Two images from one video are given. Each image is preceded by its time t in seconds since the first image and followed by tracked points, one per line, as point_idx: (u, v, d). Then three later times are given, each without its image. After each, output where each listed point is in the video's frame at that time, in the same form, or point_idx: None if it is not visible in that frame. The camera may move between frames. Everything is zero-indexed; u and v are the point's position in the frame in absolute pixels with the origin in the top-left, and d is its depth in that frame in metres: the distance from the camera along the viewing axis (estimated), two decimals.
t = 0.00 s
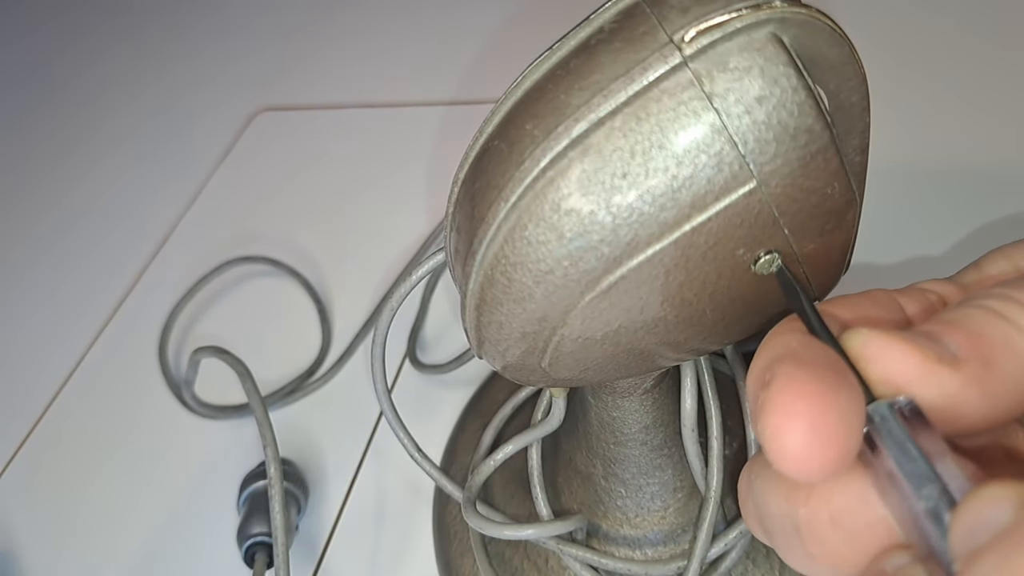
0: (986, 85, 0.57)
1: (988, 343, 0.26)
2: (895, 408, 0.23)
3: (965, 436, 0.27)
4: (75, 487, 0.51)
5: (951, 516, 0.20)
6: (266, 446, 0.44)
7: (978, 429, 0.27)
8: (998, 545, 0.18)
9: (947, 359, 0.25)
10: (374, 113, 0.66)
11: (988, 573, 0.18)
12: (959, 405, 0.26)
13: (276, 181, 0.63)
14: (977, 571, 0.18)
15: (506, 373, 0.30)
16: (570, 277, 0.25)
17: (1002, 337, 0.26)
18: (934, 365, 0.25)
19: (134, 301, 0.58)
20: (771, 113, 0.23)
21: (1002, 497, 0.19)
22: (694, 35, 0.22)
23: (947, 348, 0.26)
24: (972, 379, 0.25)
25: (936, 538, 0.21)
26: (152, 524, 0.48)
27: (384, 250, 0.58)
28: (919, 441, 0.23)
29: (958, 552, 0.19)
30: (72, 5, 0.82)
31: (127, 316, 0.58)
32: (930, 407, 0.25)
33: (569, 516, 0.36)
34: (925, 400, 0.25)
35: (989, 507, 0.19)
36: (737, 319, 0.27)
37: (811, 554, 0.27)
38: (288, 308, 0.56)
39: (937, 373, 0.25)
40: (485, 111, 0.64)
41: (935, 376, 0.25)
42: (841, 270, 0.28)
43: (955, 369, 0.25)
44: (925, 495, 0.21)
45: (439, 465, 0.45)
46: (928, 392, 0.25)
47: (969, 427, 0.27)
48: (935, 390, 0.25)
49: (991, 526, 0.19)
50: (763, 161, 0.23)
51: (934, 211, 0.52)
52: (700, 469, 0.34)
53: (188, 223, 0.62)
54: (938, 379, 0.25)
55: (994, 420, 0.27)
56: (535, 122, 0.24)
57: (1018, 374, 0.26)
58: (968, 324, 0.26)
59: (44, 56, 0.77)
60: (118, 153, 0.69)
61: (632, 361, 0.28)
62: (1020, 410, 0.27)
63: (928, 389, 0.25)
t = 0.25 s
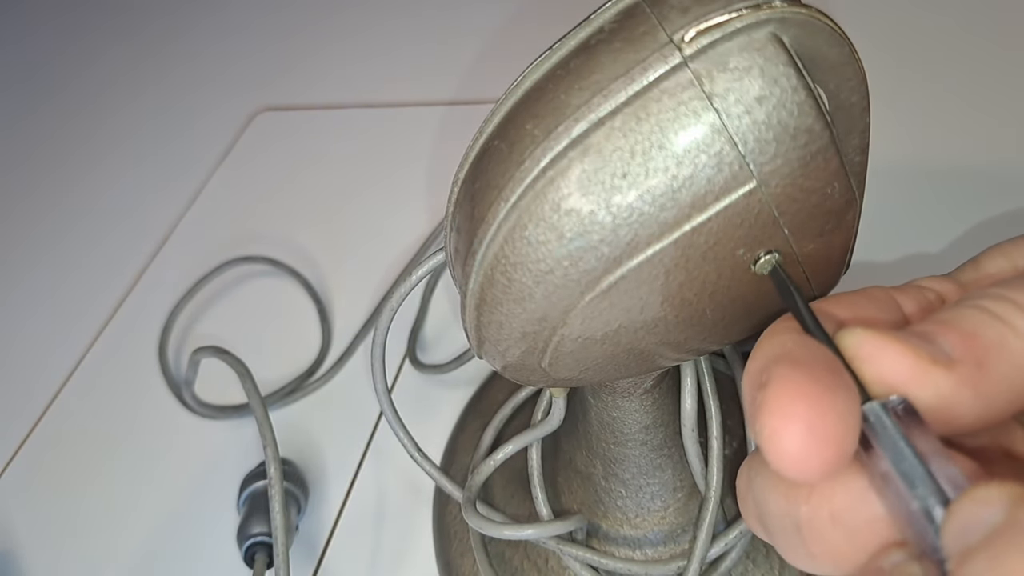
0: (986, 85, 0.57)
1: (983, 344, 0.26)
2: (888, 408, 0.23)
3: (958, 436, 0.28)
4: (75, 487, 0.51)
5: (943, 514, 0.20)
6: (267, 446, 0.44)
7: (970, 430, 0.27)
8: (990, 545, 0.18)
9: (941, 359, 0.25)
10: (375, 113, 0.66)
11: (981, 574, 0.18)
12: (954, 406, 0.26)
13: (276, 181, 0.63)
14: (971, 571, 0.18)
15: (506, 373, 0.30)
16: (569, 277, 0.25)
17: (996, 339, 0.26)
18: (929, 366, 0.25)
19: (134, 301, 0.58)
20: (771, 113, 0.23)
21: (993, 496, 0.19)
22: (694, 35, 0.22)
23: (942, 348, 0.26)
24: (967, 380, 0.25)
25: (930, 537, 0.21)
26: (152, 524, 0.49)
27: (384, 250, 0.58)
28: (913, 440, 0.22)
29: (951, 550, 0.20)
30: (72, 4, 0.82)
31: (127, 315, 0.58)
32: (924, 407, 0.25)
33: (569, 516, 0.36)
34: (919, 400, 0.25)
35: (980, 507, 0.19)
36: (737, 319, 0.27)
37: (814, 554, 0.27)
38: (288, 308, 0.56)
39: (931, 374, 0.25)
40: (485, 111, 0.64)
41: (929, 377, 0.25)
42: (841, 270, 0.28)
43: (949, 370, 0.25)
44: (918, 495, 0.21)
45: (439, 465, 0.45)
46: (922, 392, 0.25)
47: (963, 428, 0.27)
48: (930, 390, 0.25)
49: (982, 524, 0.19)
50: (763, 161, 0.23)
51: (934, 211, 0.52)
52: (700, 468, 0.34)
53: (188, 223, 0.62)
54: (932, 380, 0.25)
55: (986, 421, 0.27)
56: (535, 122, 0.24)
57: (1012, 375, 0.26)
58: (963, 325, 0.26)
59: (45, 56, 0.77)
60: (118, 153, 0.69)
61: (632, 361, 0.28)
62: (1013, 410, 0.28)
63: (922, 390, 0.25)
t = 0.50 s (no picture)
0: (986, 85, 0.57)
1: (974, 345, 0.26)
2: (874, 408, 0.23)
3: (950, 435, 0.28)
4: (75, 488, 0.51)
5: (914, 509, 0.21)
6: (267, 446, 0.44)
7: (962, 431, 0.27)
8: (961, 544, 0.19)
9: (931, 360, 0.25)
10: (375, 113, 0.67)
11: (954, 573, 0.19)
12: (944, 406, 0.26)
13: (276, 180, 0.63)
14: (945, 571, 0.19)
15: (506, 372, 0.30)
16: (569, 277, 0.25)
17: (986, 338, 0.26)
18: (917, 366, 0.25)
19: (134, 300, 0.58)
20: (770, 112, 0.23)
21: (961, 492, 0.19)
22: (693, 35, 0.22)
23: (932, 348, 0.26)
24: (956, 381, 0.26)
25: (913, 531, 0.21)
26: (152, 524, 0.49)
27: (384, 250, 0.58)
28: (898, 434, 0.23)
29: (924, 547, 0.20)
30: (72, 4, 0.82)
31: (127, 315, 0.58)
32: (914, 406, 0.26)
33: (568, 515, 0.36)
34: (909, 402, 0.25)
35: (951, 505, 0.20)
36: (736, 319, 0.27)
37: (805, 550, 0.27)
38: (288, 307, 0.56)
39: (920, 374, 0.25)
40: (485, 111, 0.64)
41: (917, 377, 0.25)
42: (840, 269, 0.28)
43: (938, 371, 0.25)
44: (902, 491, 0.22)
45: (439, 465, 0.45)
46: (910, 392, 0.25)
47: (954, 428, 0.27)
48: (920, 390, 0.25)
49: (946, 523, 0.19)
50: (762, 161, 0.23)
51: (934, 211, 0.52)
52: (700, 468, 0.34)
53: (188, 223, 0.62)
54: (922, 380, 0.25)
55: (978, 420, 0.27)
56: (534, 121, 0.24)
57: (1001, 374, 0.27)
58: (953, 326, 0.27)
59: (45, 56, 0.78)
60: (118, 152, 0.69)
61: (632, 360, 0.28)
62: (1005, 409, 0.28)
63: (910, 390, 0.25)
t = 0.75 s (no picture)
0: (982, 85, 0.58)
1: (964, 314, 0.29)
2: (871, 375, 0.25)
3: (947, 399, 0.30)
4: (76, 488, 0.51)
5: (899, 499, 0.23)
6: (265, 446, 0.44)
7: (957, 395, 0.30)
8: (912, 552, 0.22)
9: (925, 324, 0.28)
10: (374, 113, 0.67)
11: None
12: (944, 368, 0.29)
13: (276, 181, 0.64)
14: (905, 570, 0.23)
15: (495, 364, 0.30)
16: (554, 267, 0.25)
17: (975, 306, 0.30)
18: (913, 330, 0.28)
19: (134, 301, 0.59)
20: (749, 106, 0.23)
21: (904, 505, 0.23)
22: (674, 29, 0.23)
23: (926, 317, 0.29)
24: (950, 343, 0.29)
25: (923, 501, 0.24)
26: (152, 523, 0.49)
27: (382, 250, 0.58)
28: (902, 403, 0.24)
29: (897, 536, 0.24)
30: (71, 4, 0.82)
31: (127, 315, 0.58)
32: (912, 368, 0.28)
33: (558, 507, 0.36)
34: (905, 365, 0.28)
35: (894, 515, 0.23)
36: (720, 309, 0.27)
37: (766, 509, 0.30)
38: (287, 307, 0.57)
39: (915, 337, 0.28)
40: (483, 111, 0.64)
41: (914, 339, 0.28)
42: (822, 261, 0.28)
43: (931, 333, 0.28)
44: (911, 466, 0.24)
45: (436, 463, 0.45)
46: (909, 353, 0.28)
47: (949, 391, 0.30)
48: (916, 352, 0.28)
49: (896, 531, 0.23)
50: (742, 153, 0.23)
51: (927, 212, 0.52)
52: (688, 459, 0.34)
53: (188, 224, 0.63)
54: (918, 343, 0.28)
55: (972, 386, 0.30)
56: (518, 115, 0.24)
57: (993, 340, 0.30)
58: (941, 299, 0.30)
59: (45, 56, 0.78)
60: (118, 153, 0.69)
61: (618, 352, 0.28)
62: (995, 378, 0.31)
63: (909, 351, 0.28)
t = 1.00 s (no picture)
0: (984, 85, 0.57)
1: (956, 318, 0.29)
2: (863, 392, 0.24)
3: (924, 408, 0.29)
4: (75, 488, 0.51)
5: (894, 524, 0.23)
6: (264, 446, 0.44)
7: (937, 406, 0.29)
8: None
9: (917, 326, 0.27)
10: (374, 113, 0.67)
11: None
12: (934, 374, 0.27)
13: (275, 181, 0.64)
14: None
15: (495, 364, 0.30)
16: (555, 267, 0.25)
17: (967, 316, 0.29)
18: (904, 329, 0.26)
19: (133, 301, 0.59)
20: (750, 105, 0.23)
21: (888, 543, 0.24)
22: (675, 27, 0.23)
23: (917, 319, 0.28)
24: (943, 347, 0.27)
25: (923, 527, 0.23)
26: (152, 523, 0.49)
27: (383, 251, 0.58)
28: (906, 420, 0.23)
29: None
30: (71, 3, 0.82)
31: (127, 315, 0.58)
32: (903, 372, 0.27)
33: (558, 508, 0.36)
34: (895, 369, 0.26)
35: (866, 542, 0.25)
36: (720, 309, 0.27)
37: (747, 502, 0.29)
38: (287, 307, 0.57)
39: (907, 338, 0.26)
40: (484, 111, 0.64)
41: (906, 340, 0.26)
42: (823, 260, 0.28)
43: (926, 336, 0.27)
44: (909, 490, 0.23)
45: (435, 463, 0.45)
46: (903, 355, 0.26)
47: (934, 401, 0.29)
48: (908, 356, 0.27)
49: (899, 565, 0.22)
50: (743, 152, 0.23)
51: (927, 213, 0.52)
52: (688, 460, 0.34)
53: (188, 223, 0.63)
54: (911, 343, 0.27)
55: (953, 397, 0.29)
56: (517, 115, 0.24)
57: (981, 353, 0.29)
58: (937, 303, 0.29)
59: (44, 56, 0.78)
60: (118, 153, 0.69)
61: (618, 352, 0.28)
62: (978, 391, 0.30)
63: (901, 352, 0.26)
